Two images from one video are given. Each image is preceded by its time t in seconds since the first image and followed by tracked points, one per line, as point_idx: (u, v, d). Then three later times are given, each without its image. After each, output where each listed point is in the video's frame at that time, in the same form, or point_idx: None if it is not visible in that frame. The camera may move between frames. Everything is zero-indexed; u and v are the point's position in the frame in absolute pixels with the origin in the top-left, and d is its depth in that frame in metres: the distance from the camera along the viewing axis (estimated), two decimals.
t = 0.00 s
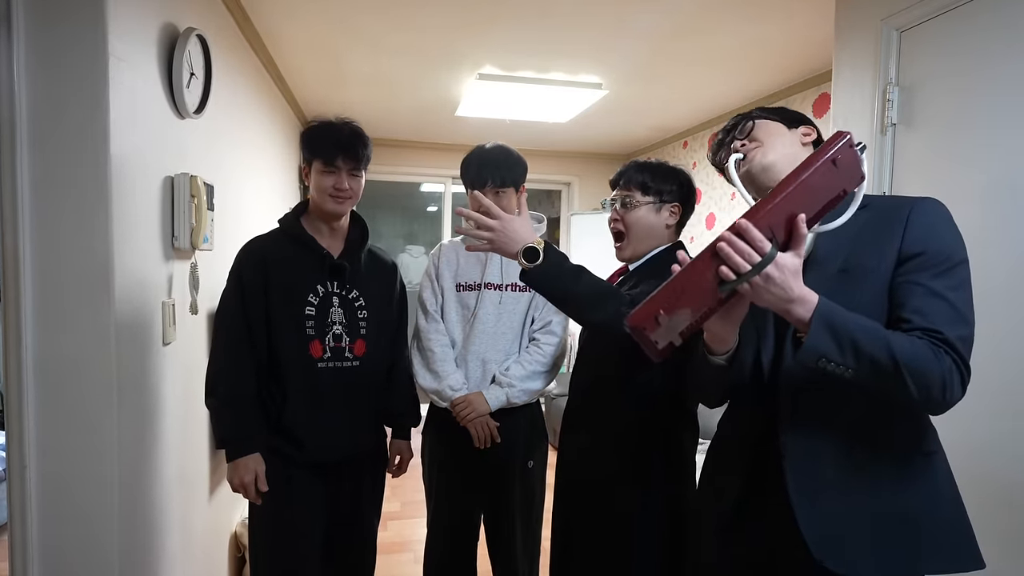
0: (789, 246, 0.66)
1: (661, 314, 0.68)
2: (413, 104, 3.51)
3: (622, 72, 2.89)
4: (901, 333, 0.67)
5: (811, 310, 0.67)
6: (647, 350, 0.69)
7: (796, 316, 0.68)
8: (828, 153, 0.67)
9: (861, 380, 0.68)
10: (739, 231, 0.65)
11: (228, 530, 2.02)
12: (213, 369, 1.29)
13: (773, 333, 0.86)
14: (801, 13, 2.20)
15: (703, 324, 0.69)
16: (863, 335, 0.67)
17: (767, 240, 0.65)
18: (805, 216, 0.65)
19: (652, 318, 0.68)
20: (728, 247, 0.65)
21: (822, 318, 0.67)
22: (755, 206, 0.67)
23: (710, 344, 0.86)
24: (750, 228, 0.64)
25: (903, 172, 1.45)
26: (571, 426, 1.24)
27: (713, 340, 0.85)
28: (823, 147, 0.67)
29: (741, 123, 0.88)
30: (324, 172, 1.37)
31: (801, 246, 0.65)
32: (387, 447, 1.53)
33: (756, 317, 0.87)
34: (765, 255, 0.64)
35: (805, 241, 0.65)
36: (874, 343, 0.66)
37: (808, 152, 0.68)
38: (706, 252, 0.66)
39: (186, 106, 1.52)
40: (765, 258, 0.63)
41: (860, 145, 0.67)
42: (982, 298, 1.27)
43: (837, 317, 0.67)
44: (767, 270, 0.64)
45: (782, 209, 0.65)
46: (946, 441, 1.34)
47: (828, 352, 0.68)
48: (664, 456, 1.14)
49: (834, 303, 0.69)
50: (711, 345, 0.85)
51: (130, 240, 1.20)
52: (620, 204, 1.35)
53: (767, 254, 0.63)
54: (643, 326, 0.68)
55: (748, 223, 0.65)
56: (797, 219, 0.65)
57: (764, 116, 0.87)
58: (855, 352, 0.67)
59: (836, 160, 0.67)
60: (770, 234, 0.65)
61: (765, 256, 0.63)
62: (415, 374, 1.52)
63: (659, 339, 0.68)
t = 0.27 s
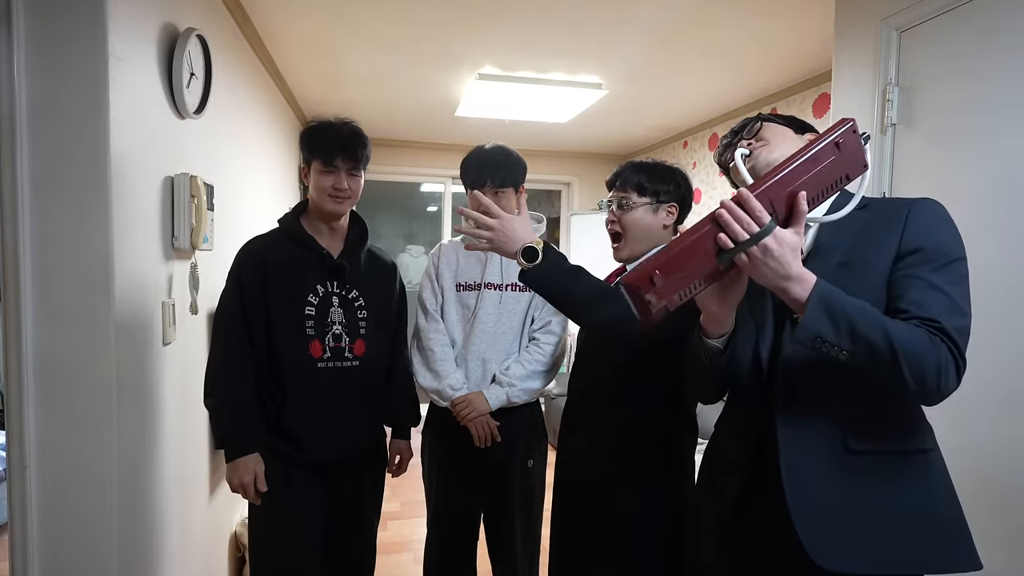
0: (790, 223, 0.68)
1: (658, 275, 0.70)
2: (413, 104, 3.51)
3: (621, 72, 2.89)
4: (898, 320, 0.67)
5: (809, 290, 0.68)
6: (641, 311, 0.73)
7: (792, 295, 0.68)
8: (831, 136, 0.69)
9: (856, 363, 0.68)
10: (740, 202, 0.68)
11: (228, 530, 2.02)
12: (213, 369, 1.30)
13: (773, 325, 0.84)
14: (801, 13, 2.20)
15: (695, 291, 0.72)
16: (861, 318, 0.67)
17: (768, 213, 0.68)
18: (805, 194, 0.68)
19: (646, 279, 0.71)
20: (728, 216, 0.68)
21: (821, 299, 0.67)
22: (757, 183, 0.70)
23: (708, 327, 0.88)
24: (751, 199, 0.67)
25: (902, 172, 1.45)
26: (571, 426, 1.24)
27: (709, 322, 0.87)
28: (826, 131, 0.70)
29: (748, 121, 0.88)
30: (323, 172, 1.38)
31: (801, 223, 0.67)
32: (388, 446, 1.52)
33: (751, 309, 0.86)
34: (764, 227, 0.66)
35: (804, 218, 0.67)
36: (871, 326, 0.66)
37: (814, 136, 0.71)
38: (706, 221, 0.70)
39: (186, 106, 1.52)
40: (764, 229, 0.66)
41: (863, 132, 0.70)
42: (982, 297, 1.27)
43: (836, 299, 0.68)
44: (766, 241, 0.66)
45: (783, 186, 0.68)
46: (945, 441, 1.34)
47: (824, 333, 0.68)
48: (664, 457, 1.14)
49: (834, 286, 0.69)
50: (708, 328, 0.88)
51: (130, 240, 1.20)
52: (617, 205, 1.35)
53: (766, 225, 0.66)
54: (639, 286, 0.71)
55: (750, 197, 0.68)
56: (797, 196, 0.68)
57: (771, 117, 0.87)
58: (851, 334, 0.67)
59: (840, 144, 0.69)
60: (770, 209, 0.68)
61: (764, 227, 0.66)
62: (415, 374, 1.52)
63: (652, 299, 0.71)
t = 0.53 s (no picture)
0: (791, 217, 0.68)
1: (659, 264, 0.70)
2: (413, 104, 3.52)
3: (622, 72, 2.89)
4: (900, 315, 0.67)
5: (810, 284, 0.68)
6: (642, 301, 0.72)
7: (793, 289, 0.68)
8: (832, 133, 0.70)
9: (856, 356, 0.68)
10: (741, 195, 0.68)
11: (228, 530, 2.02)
12: (213, 369, 1.29)
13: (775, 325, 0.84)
14: (800, 12, 2.20)
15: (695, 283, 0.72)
16: (862, 312, 0.67)
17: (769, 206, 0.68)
18: (807, 189, 0.68)
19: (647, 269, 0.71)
20: (730, 207, 0.68)
21: (822, 292, 0.67)
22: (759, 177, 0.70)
23: (709, 322, 0.86)
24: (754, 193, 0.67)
25: (902, 172, 1.45)
26: (572, 426, 1.24)
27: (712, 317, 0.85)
28: (828, 127, 0.71)
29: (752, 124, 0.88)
30: (323, 173, 1.38)
31: (802, 217, 0.67)
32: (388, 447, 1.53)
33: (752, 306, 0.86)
34: (765, 220, 0.66)
35: (805, 211, 0.67)
36: (873, 320, 0.66)
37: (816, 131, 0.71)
38: (708, 212, 0.70)
39: (186, 106, 1.52)
40: (764, 222, 0.66)
41: (864, 131, 0.71)
42: (982, 297, 1.27)
43: (837, 293, 0.68)
44: (767, 233, 0.66)
45: (785, 180, 0.68)
46: (946, 441, 1.34)
47: (825, 326, 0.68)
48: (665, 457, 1.14)
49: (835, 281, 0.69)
50: (710, 322, 0.85)
51: (131, 240, 1.20)
52: (617, 206, 1.35)
53: (768, 217, 0.66)
54: (641, 274, 0.71)
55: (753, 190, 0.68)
56: (798, 190, 0.68)
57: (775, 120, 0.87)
58: (852, 328, 0.67)
59: (842, 140, 0.70)
60: (771, 202, 0.68)
61: (765, 220, 0.66)
62: (415, 374, 1.52)
63: (654, 290, 0.70)
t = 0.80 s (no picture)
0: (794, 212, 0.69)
1: (660, 254, 0.70)
2: (413, 104, 3.52)
3: (622, 72, 2.89)
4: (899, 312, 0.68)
5: (811, 279, 0.68)
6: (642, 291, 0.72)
7: (793, 284, 0.68)
8: (836, 129, 0.70)
9: (857, 352, 0.68)
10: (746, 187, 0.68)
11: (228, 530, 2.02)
12: (212, 369, 1.30)
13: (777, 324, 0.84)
14: (800, 13, 2.20)
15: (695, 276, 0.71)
16: (863, 308, 0.67)
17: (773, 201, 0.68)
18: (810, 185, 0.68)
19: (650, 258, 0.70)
20: (733, 200, 0.68)
21: (823, 287, 0.68)
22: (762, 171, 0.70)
23: (709, 316, 0.86)
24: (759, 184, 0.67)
25: (902, 172, 1.45)
26: (571, 426, 1.24)
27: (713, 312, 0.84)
28: (832, 124, 0.71)
29: (750, 131, 0.87)
30: (323, 173, 1.38)
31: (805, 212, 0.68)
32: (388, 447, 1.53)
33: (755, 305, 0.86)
34: (767, 213, 0.66)
35: (808, 207, 0.68)
36: (873, 316, 0.67)
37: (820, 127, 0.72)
38: (711, 205, 0.70)
39: (187, 106, 1.52)
40: (767, 216, 0.66)
41: (868, 128, 0.71)
42: (981, 297, 1.27)
43: (838, 289, 0.68)
44: (769, 227, 0.66)
45: (788, 175, 0.69)
46: (945, 441, 1.35)
47: (826, 322, 0.68)
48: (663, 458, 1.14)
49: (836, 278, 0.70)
50: (710, 317, 0.85)
51: (131, 240, 1.21)
52: (618, 201, 1.34)
53: (771, 211, 0.66)
54: (642, 263, 0.70)
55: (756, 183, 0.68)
56: (801, 186, 0.68)
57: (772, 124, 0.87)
58: (853, 324, 0.67)
59: (846, 137, 0.70)
60: (773, 197, 0.69)
61: (767, 213, 0.66)
62: (415, 374, 1.52)
63: (654, 281, 0.70)
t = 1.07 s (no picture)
0: (784, 219, 0.69)
1: (654, 268, 0.68)
2: (413, 104, 3.52)
3: (621, 72, 2.89)
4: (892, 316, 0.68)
5: (804, 287, 0.68)
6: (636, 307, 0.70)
7: (786, 293, 0.69)
8: (824, 136, 0.71)
9: (851, 358, 0.68)
10: (736, 198, 0.68)
11: (228, 530, 2.02)
12: (212, 369, 1.30)
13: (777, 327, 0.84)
14: (799, 13, 2.20)
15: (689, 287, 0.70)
16: (855, 314, 0.67)
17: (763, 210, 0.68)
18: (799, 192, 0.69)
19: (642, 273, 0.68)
20: (724, 210, 0.68)
21: (815, 295, 0.68)
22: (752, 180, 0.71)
23: (705, 324, 0.86)
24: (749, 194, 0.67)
25: (900, 172, 1.46)
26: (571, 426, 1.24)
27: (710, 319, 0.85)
28: (819, 130, 0.72)
29: (741, 138, 0.87)
30: (323, 174, 1.38)
31: (795, 220, 0.68)
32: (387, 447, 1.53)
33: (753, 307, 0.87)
34: (759, 223, 0.66)
35: (798, 214, 0.68)
36: (866, 322, 0.67)
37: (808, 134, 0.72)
38: (702, 217, 0.70)
39: (186, 107, 1.53)
40: (759, 225, 0.66)
41: (855, 133, 0.72)
42: (979, 297, 1.27)
43: (830, 296, 0.68)
44: (760, 237, 0.66)
45: (778, 183, 0.69)
46: (944, 441, 1.35)
47: (820, 330, 0.69)
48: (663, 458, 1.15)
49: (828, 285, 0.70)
50: (706, 325, 0.86)
51: (131, 241, 1.21)
52: (615, 198, 1.35)
53: (762, 221, 0.66)
54: (635, 279, 0.68)
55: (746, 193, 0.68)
56: (791, 193, 0.69)
57: (762, 127, 0.87)
58: (847, 330, 0.68)
59: (833, 143, 0.71)
60: (765, 205, 0.69)
61: (759, 223, 0.66)
62: (413, 375, 1.51)
63: (647, 295, 0.68)
